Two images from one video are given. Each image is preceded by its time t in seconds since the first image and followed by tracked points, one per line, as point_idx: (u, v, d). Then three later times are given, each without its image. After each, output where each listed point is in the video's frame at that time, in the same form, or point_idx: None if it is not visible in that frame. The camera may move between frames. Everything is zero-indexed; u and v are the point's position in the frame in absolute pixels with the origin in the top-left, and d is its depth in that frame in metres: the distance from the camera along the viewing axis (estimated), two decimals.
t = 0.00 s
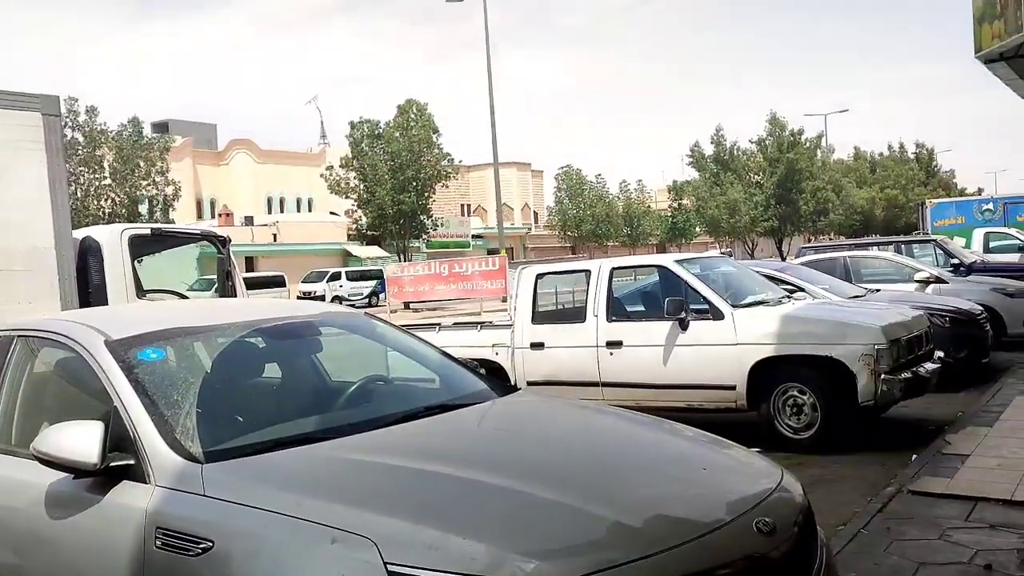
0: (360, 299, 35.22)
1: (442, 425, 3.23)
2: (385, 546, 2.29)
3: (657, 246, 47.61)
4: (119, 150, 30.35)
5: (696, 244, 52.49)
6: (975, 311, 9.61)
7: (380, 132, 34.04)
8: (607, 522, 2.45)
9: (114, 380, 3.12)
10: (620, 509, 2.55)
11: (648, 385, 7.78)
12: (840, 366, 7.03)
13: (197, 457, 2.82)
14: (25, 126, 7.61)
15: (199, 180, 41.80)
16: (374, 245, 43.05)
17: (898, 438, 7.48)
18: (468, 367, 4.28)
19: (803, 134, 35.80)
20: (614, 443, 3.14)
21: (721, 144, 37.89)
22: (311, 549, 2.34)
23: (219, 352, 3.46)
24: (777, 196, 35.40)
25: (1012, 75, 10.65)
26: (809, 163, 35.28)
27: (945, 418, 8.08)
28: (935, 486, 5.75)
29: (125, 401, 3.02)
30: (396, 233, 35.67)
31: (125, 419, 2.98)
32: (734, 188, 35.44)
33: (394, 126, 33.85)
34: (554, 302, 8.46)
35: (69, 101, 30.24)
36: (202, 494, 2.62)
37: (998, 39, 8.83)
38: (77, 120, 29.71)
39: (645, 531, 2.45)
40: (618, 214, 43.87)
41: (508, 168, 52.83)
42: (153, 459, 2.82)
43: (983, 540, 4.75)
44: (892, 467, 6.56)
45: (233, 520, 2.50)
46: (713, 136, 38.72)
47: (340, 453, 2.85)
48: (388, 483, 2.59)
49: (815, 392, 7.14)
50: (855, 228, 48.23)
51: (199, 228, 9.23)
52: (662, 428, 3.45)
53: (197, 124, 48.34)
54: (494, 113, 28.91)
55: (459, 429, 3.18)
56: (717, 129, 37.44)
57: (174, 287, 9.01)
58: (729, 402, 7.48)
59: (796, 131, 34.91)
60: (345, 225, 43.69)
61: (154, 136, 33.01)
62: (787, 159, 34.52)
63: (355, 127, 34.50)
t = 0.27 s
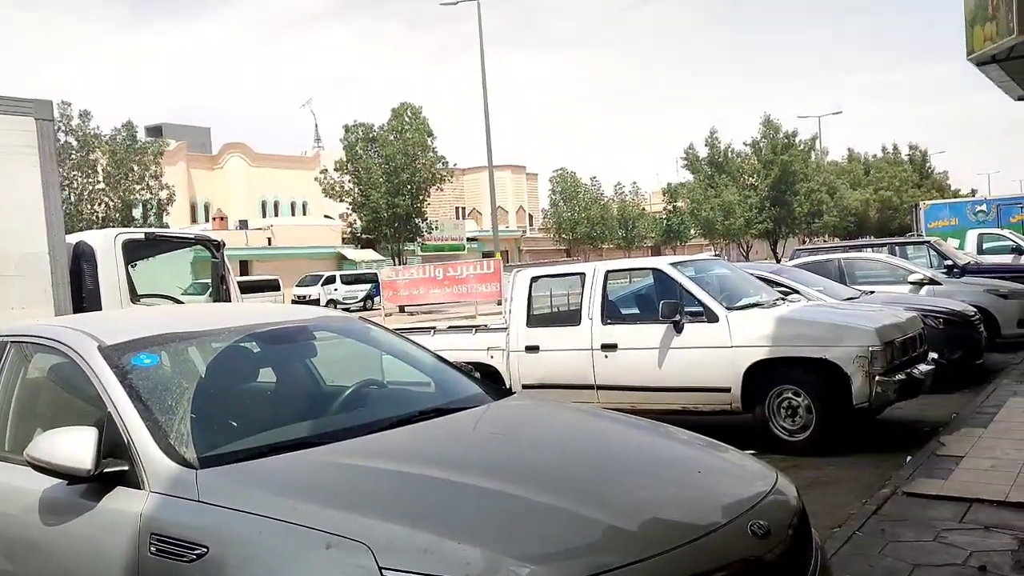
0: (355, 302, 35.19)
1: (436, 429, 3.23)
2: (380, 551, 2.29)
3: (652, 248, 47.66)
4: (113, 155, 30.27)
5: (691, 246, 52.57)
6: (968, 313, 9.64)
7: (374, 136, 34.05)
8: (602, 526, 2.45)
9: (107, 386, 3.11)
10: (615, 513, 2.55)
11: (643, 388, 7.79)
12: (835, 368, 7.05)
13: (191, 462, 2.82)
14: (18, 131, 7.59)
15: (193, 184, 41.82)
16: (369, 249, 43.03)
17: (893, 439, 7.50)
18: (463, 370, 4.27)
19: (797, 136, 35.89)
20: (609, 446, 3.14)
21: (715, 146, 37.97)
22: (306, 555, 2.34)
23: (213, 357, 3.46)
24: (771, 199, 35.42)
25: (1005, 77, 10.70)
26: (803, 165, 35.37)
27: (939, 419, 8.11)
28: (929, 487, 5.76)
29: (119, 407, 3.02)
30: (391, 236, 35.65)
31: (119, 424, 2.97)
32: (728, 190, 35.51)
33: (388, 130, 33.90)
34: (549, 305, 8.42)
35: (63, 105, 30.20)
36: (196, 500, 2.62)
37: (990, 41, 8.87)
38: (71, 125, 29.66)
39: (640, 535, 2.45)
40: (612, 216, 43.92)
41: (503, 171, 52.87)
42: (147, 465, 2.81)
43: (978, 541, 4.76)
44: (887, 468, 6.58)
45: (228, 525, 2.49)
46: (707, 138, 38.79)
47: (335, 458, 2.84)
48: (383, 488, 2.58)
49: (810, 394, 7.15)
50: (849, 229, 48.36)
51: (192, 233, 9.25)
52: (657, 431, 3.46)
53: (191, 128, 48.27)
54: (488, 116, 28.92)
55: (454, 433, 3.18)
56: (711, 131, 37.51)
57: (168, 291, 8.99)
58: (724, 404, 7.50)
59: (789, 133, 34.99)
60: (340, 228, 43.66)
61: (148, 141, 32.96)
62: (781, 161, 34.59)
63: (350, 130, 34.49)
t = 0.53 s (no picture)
0: (353, 303, 35.19)
1: (437, 429, 3.23)
2: (382, 551, 2.29)
3: (650, 250, 47.67)
4: (112, 154, 30.22)
5: (690, 248, 52.59)
6: (967, 315, 9.65)
7: (373, 136, 34.04)
8: (603, 526, 2.45)
9: (109, 384, 3.11)
10: (616, 513, 2.55)
11: (642, 389, 7.79)
12: (834, 369, 7.06)
13: (192, 461, 2.82)
14: (18, 130, 7.59)
15: (192, 184, 41.83)
16: (367, 249, 43.02)
17: (892, 441, 7.50)
18: (463, 371, 4.27)
19: (796, 138, 35.91)
20: (609, 446, 3.14)
21: (714, 147, 37.98)
22: (308, 554, 2.34)
23: (214, 356, 3.46)
24: (770, 200, 35.17)
25: (1004, 80, 10.72)
26: (802, 167, 35.40)
27: (938, 421, 8.12)
28: (929, 489, 5.76)
29: (120, 405, 3.02)
30: (389, 237, 35.64)
31: (120, 423, 2.97)
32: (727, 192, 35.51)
33: (387, 130, 33.93)
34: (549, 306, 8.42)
35: (62, 105, 30.18)
36: (197, 499, 2.62)
37: (989, 44, 8.89)
38: (70, 124, 29.64)
39: (641, 535, 2.46)
40: (611, 217, 43.94)
41: (502, 172, 52.86)
42: (149, 463, 2.81)
43: (977, 543, 4.77)
44: (886, 469, 6.59)
45: (229, 524, 2.49)
46: (706, 140, 38.82)
47: (336, 457, 2.84)
48: (385, 488, 2.58)
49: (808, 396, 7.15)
50: (847, 231, 48.42)
51: (192, 232, 9.24)
52: (657, 432, 3.46)
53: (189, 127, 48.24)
54: (487, 117, 28.92)
55: (455, 433, 3.17)
56: (710, 133, 37.54)
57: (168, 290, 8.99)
58: (723, 405, 7.50)
59: (788, 135, 34.99)
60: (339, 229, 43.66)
61: (147, 140, 32.94)
62: (780, 163, 34.50)
63: (349, 131, 34.48)
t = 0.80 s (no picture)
0: (356, 300, 35.21)
1: (441, 425, 3.22)
2: (385, 546, 2.28)
3: (653, 249, 47.65)
4: (116, 149, 30.27)
5: (692, 248, 52.56)
6: (971, 316, 9.63)
7: (377, 133, 34.04)
8: (607, 523, 2.44)
9: (112, 378, 3.10)
10: (620, 510, 2.54)
11: (645, 388, 7.78)
12: (837, 370, 7.04)
13: (195, 455, 2.81)
14: (22, 124, 7.59)
15: (195, 179, 41.84)
16: (370, 246, 43.04)
17: (895, 441, 7.48)
18: (467, 367, 4.26)
19: (800, 138, 35.88)
20: (613, 444, 3.13)
21: (718, 147, 37.94)
22: (310, 549, 2.33)
23: (217, 351, 3.45)
24: (774, 200, 35.28)
25: (1010, 81, 10.69)
26: (806, 167, 35.37)
27: (941, 422, 8.10)
28: (932, 490, 5.75)
29: (123, 399, 3.01)
30: (392, 234, 35.64)
31: (123, 417, 2.96)
32: (730, 191, 35.48)
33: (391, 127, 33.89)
34: (552, 304, 8.43)
35: (66, 99, 30.22)
36: (200, 493, 2.61)
37: (996, 44, 8.86)
38: (74, 118, 29.68)
39: (645, 532, 2.45)
40: (614, 216, 43.93)
41: (506, 170, 52.86)
42: (152, 457, 2.80)
43: (980, 544, 4.76)
44: (889, 470, 6.57)
45: (232, 518, 2.49)
46: (710, 139, 38.79)
47: (339, 453, 2.84)
48: (388, 483, 2.57)
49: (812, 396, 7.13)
50: (851, 232, 48.37)
51: (196, 227, 9.20)
52: (661, 430, 3.44)
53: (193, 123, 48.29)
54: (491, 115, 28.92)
55: (458, 429, 3.16)
56: (714, 132, 37.53)
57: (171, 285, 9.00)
58: (726, 404, 7.49)
59: (792, 135, 34.96)
60: (342, 225, 43.68)
61: (151, 135, 32.96)
62: (783, 163, 34.55)
63: (352, 127, 34.49)
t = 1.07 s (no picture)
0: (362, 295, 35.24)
1: (446, 419, 3.21)
2: (388, 539, 2.27)
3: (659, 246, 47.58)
4: (123, 142, 30.26)
5: (699, 246, 52.49)
6: (979, 315, 9.59)
7: (384, 128, 34.05)
8: (612, 518, 2.44)
9: (117, 369, 3.11)
10: (624, 505, 2.53)
11: (650, 384, 7.77)
12: (843, 367, 7.02)
13: (200, 446, 2.81)
14: (29, 116, 7.60)
15: (203, 173, 41.94)
16: (377, 242, 43.09)
17: (901, 440, 7.46)
18: (472, 362, 4.26)
19: (807, 136, 35.79)
20: (617, 439, 3.12)
21: (725, 145, 37.87)
22: (314, 541, 2.33)
23: (222, 343, 3.45)
24: (781, 198, 35.26)
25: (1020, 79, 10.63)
26: (813, 165, 35.26)
27: (947, 421, 8.07)
28: (938, 488, 5.73)
29: (128, 390, 3.01)
30: (398, 229, 35.67)
31: (128, 408, 2.97)
32: (737, 189, 35.41)
33: (398, 122, 33.87)
34: (557, 300, 8.44)
35: (75, 93, 30.33)
36: (204, 484, 2.61)
37: (1006, 42, 8.81)
38: (83, 112, 29.79)
39: (649, 528, 2.44)
40: (620, 213, 43.87)
41: (512, 166, 52.86)
42: (156, 448, 2.80)
43: (986, 543, 4.74)
44: (894, 469, 6.55)
45: (236, 510, 2.49)
46: (717, 137, 38.72)
47: (344, 445, 2.84)
48: (391, 476, 2.57)
49: (818, 393, 7.11)
50: (858, 231, 48.23)
51: (202, 221, 9.22)
52: (666, 426, 3.43)
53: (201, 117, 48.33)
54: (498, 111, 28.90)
55: (463, 423, 3.16)
56: (721, 130, 37.44)
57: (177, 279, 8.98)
58: (731, 402, 7.47)
59: (799, 133, 34.86)
60: (348, 221, 43.70)
61: (159, 129, 33.06)
62: (791, 161, 34.52)
63: (360, 122, 34.50)
